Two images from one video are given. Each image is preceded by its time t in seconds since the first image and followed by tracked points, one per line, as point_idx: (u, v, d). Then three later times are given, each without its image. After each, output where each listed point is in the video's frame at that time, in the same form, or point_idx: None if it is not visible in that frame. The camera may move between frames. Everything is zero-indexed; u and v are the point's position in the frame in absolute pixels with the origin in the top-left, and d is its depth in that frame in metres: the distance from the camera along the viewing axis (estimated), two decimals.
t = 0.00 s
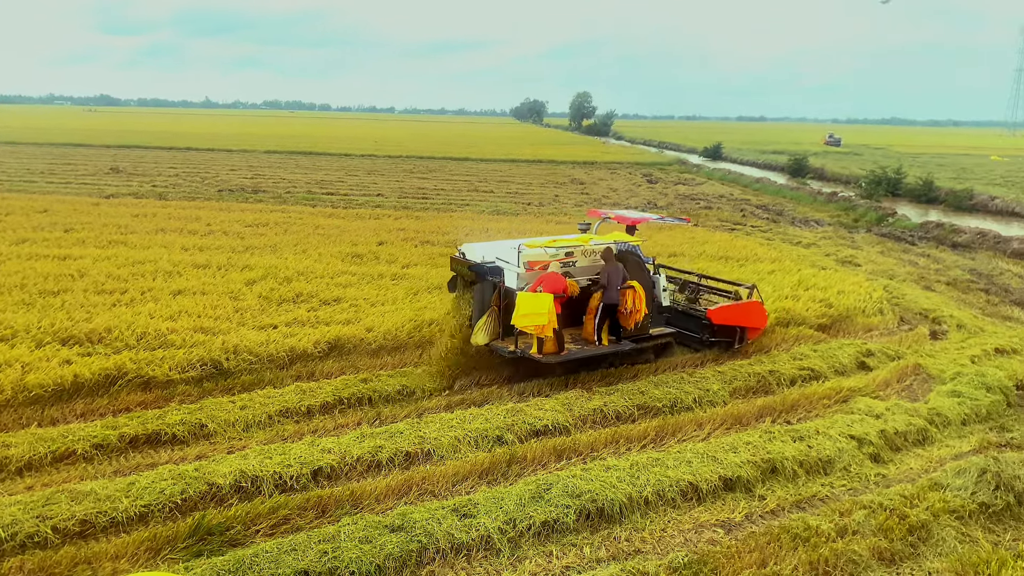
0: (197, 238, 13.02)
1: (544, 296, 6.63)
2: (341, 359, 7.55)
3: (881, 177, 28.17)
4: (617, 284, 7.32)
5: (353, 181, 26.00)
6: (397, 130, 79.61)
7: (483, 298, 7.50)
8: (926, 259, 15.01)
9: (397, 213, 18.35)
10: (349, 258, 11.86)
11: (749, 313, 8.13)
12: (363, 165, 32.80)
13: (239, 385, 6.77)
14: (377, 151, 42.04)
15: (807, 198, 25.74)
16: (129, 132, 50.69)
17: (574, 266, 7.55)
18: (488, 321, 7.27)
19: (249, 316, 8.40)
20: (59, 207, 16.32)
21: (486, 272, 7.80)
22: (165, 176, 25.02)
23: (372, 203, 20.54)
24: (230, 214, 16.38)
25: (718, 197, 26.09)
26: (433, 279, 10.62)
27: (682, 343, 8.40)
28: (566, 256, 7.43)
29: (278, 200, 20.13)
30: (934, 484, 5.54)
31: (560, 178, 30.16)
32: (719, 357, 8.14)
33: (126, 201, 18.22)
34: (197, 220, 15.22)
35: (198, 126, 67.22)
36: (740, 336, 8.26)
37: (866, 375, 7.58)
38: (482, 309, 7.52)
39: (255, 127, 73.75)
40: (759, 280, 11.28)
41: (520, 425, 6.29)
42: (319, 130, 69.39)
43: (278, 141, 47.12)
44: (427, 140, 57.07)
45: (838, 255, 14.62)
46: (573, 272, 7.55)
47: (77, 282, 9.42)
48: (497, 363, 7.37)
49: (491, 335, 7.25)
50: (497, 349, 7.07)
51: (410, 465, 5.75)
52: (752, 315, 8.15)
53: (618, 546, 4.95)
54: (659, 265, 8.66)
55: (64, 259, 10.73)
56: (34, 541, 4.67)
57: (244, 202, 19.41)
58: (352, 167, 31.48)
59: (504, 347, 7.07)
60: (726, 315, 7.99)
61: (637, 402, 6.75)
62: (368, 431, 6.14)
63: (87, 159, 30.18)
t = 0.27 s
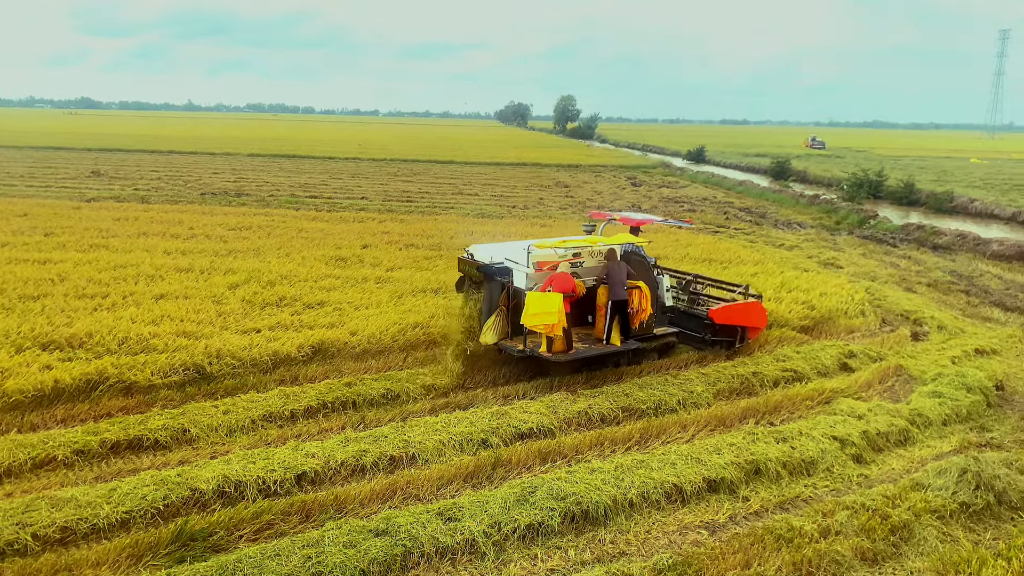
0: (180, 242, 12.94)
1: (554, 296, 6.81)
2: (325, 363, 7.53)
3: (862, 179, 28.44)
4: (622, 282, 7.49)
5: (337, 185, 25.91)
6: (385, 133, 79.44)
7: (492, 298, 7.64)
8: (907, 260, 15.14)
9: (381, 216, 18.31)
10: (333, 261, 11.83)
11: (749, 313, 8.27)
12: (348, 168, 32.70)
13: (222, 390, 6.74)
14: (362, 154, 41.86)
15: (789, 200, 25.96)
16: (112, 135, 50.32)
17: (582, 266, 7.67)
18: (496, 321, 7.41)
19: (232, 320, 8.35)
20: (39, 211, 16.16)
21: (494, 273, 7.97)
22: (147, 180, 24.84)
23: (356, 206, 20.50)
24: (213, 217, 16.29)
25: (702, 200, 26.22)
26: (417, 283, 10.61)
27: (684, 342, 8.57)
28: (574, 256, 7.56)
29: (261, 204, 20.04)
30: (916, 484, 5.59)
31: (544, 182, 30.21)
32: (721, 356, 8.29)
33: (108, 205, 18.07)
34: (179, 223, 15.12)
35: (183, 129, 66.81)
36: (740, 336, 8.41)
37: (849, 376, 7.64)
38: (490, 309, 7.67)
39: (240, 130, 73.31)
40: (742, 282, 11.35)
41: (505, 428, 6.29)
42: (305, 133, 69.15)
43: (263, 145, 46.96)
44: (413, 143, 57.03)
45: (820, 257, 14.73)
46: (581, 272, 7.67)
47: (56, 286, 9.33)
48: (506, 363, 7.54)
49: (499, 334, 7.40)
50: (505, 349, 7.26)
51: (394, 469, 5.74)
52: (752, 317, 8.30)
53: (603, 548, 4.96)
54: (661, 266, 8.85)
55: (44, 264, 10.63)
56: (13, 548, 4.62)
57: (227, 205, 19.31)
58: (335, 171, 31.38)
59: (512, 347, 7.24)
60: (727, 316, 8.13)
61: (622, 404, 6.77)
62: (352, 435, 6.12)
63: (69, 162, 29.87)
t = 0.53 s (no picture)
0: (163, 246, 12.86)
1: (565, 297, 7.10)
2: (310, 367, 7.51)
3: (845, 182, 28.70)
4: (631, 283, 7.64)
5: (321, 188, 25.83)
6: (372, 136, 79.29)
7: (501, 299, 7.73)
8: (889, 263, 15.27)
9: (366, 220, 18.27)
10: (317, 265, 11.80)
11: (748, 313, 8.47)
12: (334, 172, 32.61)
13: (206, 395, 6.71)
14: (346, 157, 41.64)
15: (773, 203, 26.16)
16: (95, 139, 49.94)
17: (588, 267, 8.02)
18: (505, 322, 7.54)
19: (215, 324, 8.31)
20: (19, 215, 16.00)
21: (503, 275, 7.61)
22: (130, 184, 24.66)
23: (341, 210, 20.46)
24: (197, 221, 16.20)
25: (686, 203, 26.35)
26: (402, 286, 10.60)
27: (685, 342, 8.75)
28: (582, 258, 7.88)
29: (245, 208, 19.95)
30: (898, 485, 5.64)
31: (530, 185, 30.25)
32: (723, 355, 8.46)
33: (89, 209, 17.92)
34: (162, 228, 15.03)
35: (168, 132, 66.38)
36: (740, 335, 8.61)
37: (832, 378, 7.69)
38: (498, 311, 7.77)
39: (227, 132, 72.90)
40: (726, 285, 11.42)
41: (490, 432, 6.29)
42: (291, 136, 68.90)
43: (249, 148, 46.74)
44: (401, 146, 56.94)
45: (803, 259, 14.85)
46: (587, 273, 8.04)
47: (36, 291, 9.24)
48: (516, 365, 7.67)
49: (508, 335, 7.53)
50: (516, 349, 7.41)
51: (379, 473, 5.73)
52: (752, 316, 8.50)
53: (588, 551, 4.95)
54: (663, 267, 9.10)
55: (23, 269, 10.52)
56: None
57: (211, 209, 19.21)
58: (320, 174, 31.28)
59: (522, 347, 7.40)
60: (728, 315, 8.34)
61: (607, 407, 6.79)
62: (337, 439, 6.10)
63: (49, 166, 29.56)
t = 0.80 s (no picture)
0: (146, 250, 12.79)
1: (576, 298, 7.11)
2: (295, 372, 7.49)
3: (828, 186, 28.93)
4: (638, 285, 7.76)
5: (306, 192, 25.73)
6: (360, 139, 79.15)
7: (509, 302, 8.08)
8: (872, 265, 15.38)
9: (351, 224, 18.23)
10: (302, 269, 11.76)
11: (747, 312, 8.71)
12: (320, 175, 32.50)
13: (190, 400, 6.67)
14: (332, 161, 41.48)
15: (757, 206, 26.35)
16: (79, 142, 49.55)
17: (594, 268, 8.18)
18: (513, 323, 7.80)
19: (199, 329, 8.27)
20: None
21: (510, 277, 8.11)
22: (113, 187, 24.48)
23: (326, 214, 20.41)
24: (181, 225, 16.11)
25: (672, 207, 26.47)
26: (387, 290, 10.59)
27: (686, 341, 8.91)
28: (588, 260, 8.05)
29: (230, 211, 19.87)
30: (882, 486, 5.68)
31: (515, 189, 30.26)
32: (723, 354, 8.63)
33: (71, 213, 17.77)
34: (145, 232, 14.94)
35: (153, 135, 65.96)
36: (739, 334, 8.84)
37: (816, 381, 7.74)
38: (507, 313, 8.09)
39: (199, 137, 72.20)
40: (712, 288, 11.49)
41: (476, 436, 6.28)
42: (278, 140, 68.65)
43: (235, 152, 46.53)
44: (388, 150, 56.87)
45: (787, 262, 14.94)
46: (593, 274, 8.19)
47: (16, 296, 9.16)
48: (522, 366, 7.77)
49: (516, 335, 7.78)
50: (524, 350, 7.61)
51: (364, 478, 5.71)
52: (751, 315, 8.73)
53: (574, 554, 4.95)
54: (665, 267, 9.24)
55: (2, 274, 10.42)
56: None
57: (195, 213, 19.10)
58: (305, 178, 31.16)
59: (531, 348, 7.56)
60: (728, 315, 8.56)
61: (593, 410, 6.80)
62: (322, 444, 6.08)
63: (31, 170, 29.25)
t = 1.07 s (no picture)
0: (130, 255, 12.72)
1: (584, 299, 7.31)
2: (281, 377, 7.47)
3: (812, 190, 29.10)
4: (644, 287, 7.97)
5: (290, 196, 25.64)
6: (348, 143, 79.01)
7: (515, 303, 8.04)
8: (856, 269, 15.49)
9: (337, 228, 18.19)
10: (287, 273, 11.73)
11: (748, 313, 8.88)
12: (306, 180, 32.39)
13: (175, 406, 6.64)
14: (318, 165, 41.29)
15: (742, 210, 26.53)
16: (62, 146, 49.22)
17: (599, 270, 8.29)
18: (520, 323, 7.82)
19: (183, 334, 8.22)
20: None
21: (517, 278, 7.97)
22: (96, 191, 24.30)
23: (311, 217, 20.36)
24: (165, 229, 16.02)
25: (659, 210, 26.58)
26: (373, 294, 10.57)
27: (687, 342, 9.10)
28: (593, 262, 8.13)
29: (214, 215, 19.79)
30: (866, 488, 5.71)
31: (502, 192, 30.28)
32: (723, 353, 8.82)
33: (54, 217, 17.64)
34: (129, 236, 14.86)
35: (138, 138, 65.59)
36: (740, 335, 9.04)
37: (800, 383, 7.78)
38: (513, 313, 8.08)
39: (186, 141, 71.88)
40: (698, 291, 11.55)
41: (462, 440, 6.28)
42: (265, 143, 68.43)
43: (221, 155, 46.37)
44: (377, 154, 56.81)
45: (772, 266, 15.04)
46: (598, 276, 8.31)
47: None
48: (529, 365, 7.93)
49: (523, 336, 7.81)
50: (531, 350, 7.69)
51: (350, 483, 5.70)
52: (752, 317, 8.93)
53: (560, 558, 4.95)
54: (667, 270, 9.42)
55: None
56: None
57: (179, 217, 19.02)
58: (290, 182, 31.07)
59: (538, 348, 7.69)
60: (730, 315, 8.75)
61: (579, 414, 6.81)
62: (307, 449, 6.06)
63: (13, 174, 28.99)
